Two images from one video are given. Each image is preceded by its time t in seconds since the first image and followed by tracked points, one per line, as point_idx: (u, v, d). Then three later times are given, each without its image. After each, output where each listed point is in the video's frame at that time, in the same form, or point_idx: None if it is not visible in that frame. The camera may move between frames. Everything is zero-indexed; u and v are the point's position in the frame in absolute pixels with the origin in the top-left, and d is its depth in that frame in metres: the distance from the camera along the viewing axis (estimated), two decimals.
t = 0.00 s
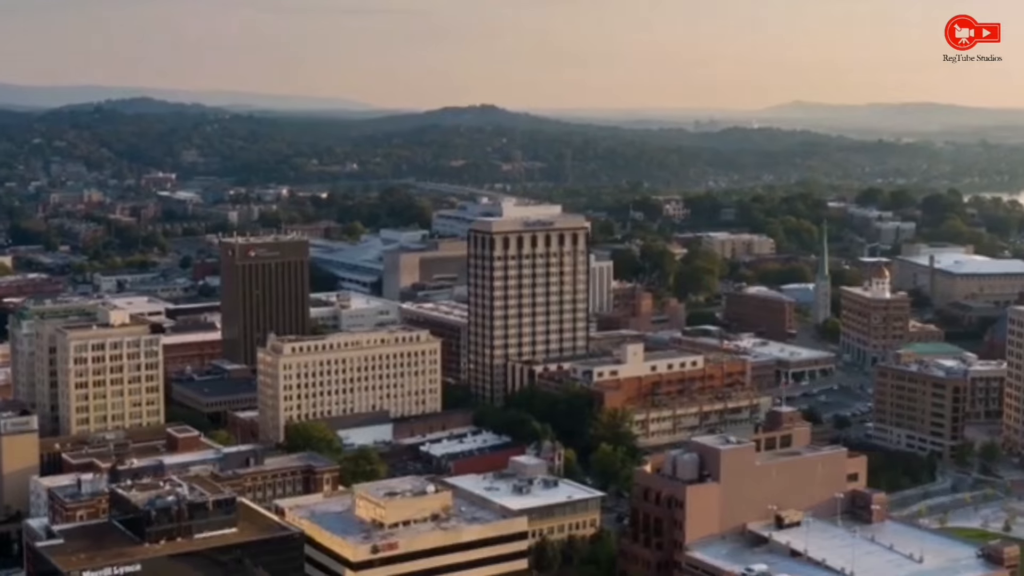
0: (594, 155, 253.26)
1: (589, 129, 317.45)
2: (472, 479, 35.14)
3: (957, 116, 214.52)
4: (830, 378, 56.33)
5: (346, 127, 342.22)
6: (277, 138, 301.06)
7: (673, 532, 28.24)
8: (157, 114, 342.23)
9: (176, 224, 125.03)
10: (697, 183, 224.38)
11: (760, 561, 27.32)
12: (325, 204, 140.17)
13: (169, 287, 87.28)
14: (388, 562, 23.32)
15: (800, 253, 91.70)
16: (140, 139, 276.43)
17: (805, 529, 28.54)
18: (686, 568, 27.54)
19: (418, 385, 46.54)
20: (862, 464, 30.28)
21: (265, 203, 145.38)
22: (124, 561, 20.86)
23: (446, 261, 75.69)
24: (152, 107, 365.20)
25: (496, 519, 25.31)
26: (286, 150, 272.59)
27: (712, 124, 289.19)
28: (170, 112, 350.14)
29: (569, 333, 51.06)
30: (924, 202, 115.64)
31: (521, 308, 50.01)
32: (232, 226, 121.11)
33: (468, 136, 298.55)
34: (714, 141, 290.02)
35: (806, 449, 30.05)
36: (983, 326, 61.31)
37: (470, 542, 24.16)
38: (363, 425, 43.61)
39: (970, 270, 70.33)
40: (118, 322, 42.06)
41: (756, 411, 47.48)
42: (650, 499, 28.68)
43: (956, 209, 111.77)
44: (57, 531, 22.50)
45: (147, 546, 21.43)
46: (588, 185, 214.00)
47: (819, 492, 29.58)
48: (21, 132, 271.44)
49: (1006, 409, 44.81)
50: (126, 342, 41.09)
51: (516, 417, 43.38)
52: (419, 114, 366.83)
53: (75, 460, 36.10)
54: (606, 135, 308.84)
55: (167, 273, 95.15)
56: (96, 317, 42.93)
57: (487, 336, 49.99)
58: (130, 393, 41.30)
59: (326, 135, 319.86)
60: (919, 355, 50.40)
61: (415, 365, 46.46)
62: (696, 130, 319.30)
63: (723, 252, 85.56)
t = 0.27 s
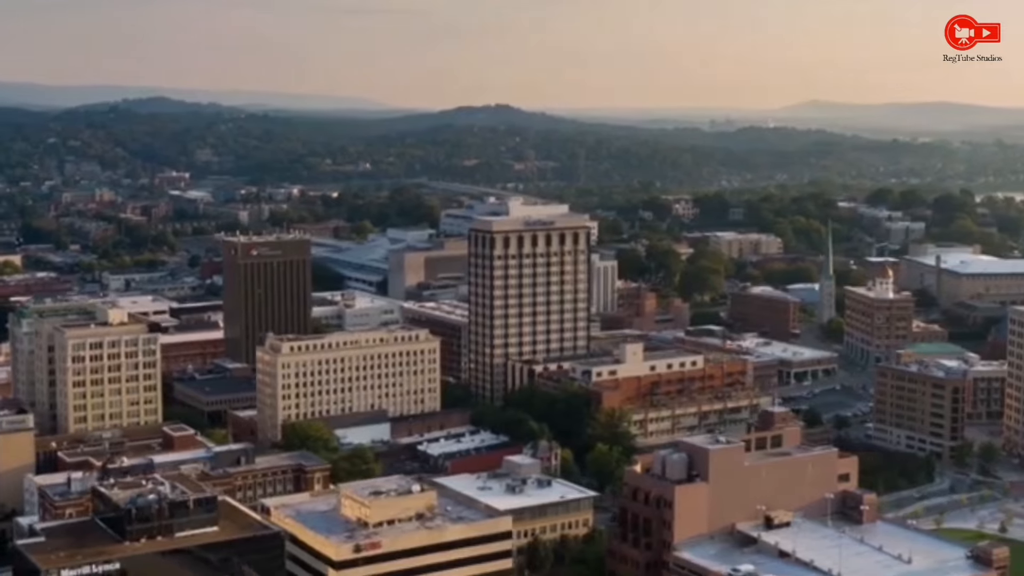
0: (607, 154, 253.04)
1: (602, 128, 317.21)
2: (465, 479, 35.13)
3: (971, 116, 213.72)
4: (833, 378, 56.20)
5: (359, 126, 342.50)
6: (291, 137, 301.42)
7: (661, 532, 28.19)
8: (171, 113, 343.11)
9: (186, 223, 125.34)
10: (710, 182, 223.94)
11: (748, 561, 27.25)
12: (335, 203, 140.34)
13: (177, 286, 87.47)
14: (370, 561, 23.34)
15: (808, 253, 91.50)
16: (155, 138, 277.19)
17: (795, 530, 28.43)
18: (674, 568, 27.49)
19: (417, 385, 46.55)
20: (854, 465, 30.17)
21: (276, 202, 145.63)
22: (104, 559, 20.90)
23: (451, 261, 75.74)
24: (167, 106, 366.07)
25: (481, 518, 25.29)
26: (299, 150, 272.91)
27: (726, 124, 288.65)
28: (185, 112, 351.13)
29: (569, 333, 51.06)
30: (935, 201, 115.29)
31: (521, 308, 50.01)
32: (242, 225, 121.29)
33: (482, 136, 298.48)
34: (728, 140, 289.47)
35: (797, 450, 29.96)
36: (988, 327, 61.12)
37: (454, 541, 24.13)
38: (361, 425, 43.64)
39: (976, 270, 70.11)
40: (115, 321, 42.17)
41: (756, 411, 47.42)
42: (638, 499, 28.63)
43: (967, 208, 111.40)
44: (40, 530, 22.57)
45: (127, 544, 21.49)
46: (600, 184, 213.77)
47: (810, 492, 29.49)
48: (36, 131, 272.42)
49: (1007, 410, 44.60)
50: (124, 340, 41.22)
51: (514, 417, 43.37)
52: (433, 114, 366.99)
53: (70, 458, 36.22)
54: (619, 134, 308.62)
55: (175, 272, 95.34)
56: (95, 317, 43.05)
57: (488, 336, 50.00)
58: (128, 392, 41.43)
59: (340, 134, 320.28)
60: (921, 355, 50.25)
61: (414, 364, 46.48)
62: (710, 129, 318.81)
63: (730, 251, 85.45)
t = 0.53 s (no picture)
0: (620, 154, 252.69)
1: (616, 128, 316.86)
2: (459, 479, 35.15)
3: (986, 116, 212.80)
4: (836, 378, 56.03)
5: (373, 126, 342.72)
6: (304, 136, 301.75)
7: (649, 532, 28.16)
8: (186, 113, 343.63)
9: (197, 222, 125.52)
10: (723, 182, 223.40)
11: (735, 562, 27.22)
12: (345, 202, 140.46)
13: (184, 284, 87.64)
14: (352, 560, 23.33)
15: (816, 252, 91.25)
16: (169, 137, 277.66)
17: (783, 530, 28.35)
18: (661, 568, 27.44)
19: (416, 384, 46.57)
20: (844, 465, 30.06)
21: (287, 201, 145.76)
22: (82, 557, 20.98)
23: (456, 260, 75.73)
24: (182, 105, 366.63)
25: (467, 517, 25.23)
26: (312, 149, 273.19)
27: (740, 123, 288.00)
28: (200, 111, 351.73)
29: (570, 332, 51.08)
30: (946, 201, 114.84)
31: (521, 307, 50.04)
32: (252, 224, 121.42)
33: (495, 135, 298.34)
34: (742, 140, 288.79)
35: (787, 450, 29.87)
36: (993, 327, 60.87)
37: (437, 540, 24.06)
38: (358, 424, 43.66)
39: (982, 270, 69.85)
40: (114, 319, 42.29)
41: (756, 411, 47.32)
42: (627, 499, 28.61)
43: (977, 208, 110.92)
44: (23, 527, 22.65)
45: (107, 542, 21.54)
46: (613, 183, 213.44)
47: (800, 493, 29.40)
48: (51, 130, 273.13)
49: (1007, 411, 44.39)
50: (121, 339, 41.29)
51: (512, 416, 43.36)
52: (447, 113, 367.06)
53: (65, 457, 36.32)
54: (633, 134, 308.15)
55: (184, 270, 95.51)
56: (94, 315, 43.15)
57: (488, 335, 50.02)
58: (126, 391, 41.51)
59: (354, 133, 320.45)
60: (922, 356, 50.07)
61: (413, 363, 46.50)
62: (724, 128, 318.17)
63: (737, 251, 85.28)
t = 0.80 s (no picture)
0: (636, 153, 252.34)
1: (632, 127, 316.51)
2: (451, 479, 35.13)
3: (1003, 115, 211.85)
4: (839, 378, 55.86)
5: (390, 125, 343.01)
6: (320, 136, 302.10)
7: (636, 532, 28.11)
8: (204, 112, 344.39)
9: (209, 221, 125.81)
10: (738, 181, 222.77)
11: (720, 562, 27.14)
12: (357, 202, 140.58)
13: (193, 283, 87.83)
14: (331, 560, 23.31)
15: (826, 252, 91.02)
16: (186, 136, 278.33)
17: (770, 531, 28.25)
18: (646, 568, 27.37)
19: (415, 383, 46.60)
20: (833, 466, 29.95)
21: (299, 200, 145.93)
22: (57, 556, 21.06)
23: (462, 259, 75.73)
24: (199, 105, 367.46)
25: (448, 517, 25.19)
26: (328, 149, 273.49)
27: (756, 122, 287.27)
28: (217, 110, 352.54)
29: (570, 332, 51.10)
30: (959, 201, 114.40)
31: (522, 307, 50.08)
32: (263, 224, 121.58)
33: (511, 135, 298.29)
34: (758, 139, 288.11)
35: (775, 451, 29.77)
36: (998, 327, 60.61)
37: (416, 540, 24.01)
38: (356, 422, 43.68)
39: (989, 270, 69.58)
40: (112, 319, 42.43)
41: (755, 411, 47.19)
42: (614, 499, 28.56)
43: (990, 208, 110.48)
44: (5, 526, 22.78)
45: (84, 541, 21.63)
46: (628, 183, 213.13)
47: (788, 493, 29.30)
48: (69, 129, 274.06)
49: (1007, 411, 44.18)
50: (119, 338, 41.38)
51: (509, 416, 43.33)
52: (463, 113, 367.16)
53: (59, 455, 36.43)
54: (649, 133, 307.71)
55: (194, 269, 95.71)
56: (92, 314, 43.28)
57: (488, 334, 50.07)
58: (123, 390, 41.61)
59: (370, 133, 320.81)
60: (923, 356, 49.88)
61: (412, 362, 46.53)
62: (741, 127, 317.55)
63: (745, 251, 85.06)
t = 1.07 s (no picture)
0: (649, 153, 252.01)
1: (646, 127, 316.14)
2: (444, 479, 35.15)
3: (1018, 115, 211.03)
4: (842, 378, 55.72)
5: (403, 125, 343.24)
6: (333, 135, 302.39)
7: (623, 532, 28.06)
8: (218, 111, 344.89)
9: (218, 220, 126.00)
10: (751, 180, 222.33)
11: (708, 563, 27.07)
12: (367, 201, 140.70)
13: (200, 282, 88.04)
14: (314, 559, 23.32)
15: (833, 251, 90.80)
16: (199, 135, 278.85)
17: (759, 532, 28.16)
18: (634, 568, 27.33)
19: (413, 382, 46.62)
20: (824, 466, 29.86)
21: (310, 200, 146.15)
22: (38, 553, 21.03)
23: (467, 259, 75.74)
24: (213, 104, 368.07)
25: (434, 516, 25.15)
26: (341, 148, 273.78)
27: (769, 121, 286.77)
28: (231, 109, 353.08)
29: (570, 331, 51.10)
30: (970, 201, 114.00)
31: (521, 306, 50.08)
32: (272, 223, 121.79)
33: (524, 134, 298.22)
34: (772, 138, 287.59)
35: (766, 451, 29.70)
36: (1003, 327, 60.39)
37: (400, 539, 23.98)
38: (355, 421, 43.72)
39: (995, 270, 69.35)
40: (110, 318, 42.58)
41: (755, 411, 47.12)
42: (602, 500, 28.52)
43: (1000, 207, 110.10)
44: None
45: (65, 539, 21.66)
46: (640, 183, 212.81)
47: (778, 494, 29.24)
48: (83, 128, 274.67)
49: (1008, 411, 44.02)
50: (117, 337, 41.45)
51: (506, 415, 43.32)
52: (477, 113, 367.37)
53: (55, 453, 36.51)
54: (662, 133, 307.40)
55: (201, 268, 95.90)
56: (91, 313, 43.38)
57: (488, 333, 50.07)
58: (121, 388, 41.70)
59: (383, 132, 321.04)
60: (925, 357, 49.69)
61: (411, 362, 46.54)
62: (754, 126, 316.97)
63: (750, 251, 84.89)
